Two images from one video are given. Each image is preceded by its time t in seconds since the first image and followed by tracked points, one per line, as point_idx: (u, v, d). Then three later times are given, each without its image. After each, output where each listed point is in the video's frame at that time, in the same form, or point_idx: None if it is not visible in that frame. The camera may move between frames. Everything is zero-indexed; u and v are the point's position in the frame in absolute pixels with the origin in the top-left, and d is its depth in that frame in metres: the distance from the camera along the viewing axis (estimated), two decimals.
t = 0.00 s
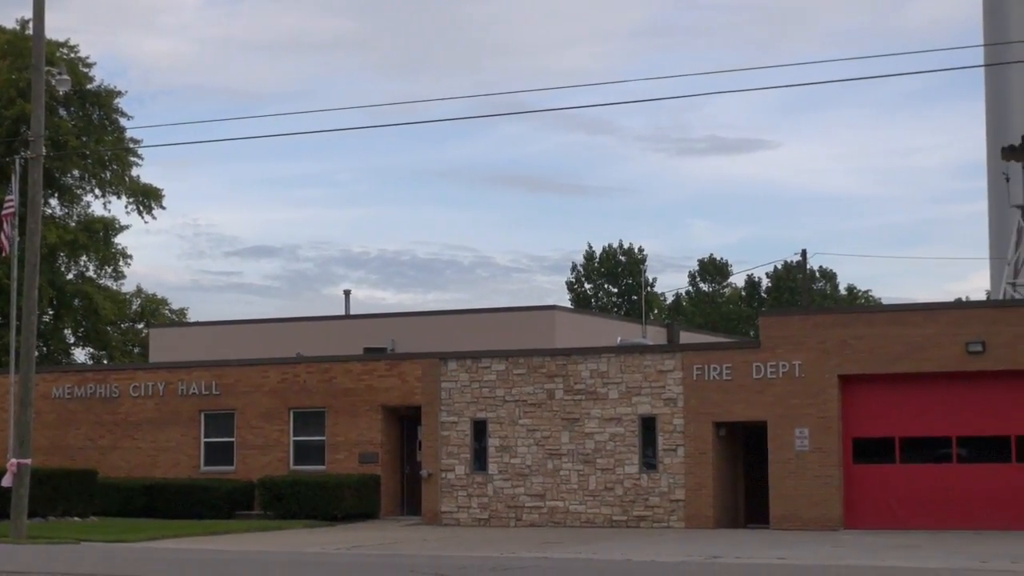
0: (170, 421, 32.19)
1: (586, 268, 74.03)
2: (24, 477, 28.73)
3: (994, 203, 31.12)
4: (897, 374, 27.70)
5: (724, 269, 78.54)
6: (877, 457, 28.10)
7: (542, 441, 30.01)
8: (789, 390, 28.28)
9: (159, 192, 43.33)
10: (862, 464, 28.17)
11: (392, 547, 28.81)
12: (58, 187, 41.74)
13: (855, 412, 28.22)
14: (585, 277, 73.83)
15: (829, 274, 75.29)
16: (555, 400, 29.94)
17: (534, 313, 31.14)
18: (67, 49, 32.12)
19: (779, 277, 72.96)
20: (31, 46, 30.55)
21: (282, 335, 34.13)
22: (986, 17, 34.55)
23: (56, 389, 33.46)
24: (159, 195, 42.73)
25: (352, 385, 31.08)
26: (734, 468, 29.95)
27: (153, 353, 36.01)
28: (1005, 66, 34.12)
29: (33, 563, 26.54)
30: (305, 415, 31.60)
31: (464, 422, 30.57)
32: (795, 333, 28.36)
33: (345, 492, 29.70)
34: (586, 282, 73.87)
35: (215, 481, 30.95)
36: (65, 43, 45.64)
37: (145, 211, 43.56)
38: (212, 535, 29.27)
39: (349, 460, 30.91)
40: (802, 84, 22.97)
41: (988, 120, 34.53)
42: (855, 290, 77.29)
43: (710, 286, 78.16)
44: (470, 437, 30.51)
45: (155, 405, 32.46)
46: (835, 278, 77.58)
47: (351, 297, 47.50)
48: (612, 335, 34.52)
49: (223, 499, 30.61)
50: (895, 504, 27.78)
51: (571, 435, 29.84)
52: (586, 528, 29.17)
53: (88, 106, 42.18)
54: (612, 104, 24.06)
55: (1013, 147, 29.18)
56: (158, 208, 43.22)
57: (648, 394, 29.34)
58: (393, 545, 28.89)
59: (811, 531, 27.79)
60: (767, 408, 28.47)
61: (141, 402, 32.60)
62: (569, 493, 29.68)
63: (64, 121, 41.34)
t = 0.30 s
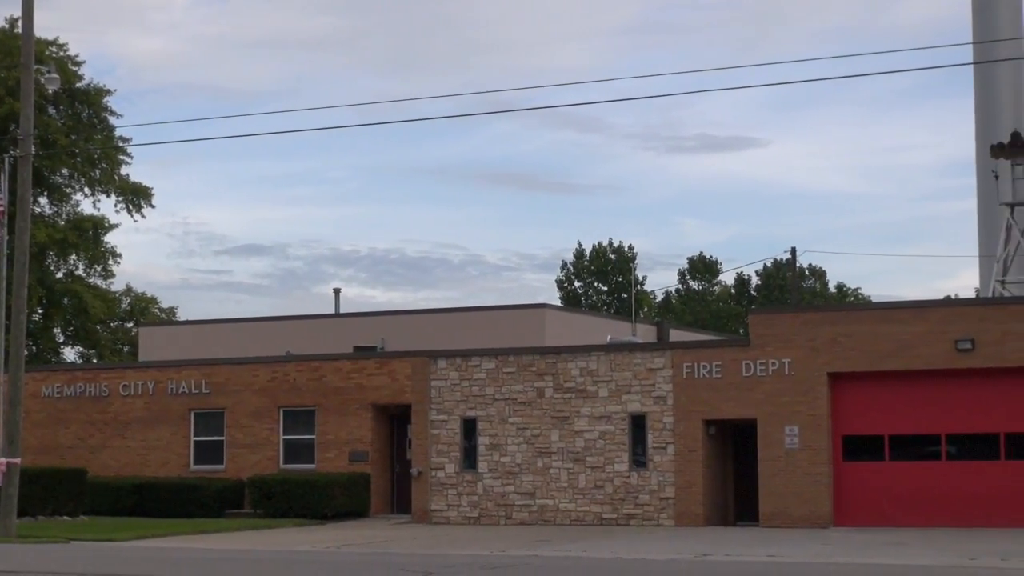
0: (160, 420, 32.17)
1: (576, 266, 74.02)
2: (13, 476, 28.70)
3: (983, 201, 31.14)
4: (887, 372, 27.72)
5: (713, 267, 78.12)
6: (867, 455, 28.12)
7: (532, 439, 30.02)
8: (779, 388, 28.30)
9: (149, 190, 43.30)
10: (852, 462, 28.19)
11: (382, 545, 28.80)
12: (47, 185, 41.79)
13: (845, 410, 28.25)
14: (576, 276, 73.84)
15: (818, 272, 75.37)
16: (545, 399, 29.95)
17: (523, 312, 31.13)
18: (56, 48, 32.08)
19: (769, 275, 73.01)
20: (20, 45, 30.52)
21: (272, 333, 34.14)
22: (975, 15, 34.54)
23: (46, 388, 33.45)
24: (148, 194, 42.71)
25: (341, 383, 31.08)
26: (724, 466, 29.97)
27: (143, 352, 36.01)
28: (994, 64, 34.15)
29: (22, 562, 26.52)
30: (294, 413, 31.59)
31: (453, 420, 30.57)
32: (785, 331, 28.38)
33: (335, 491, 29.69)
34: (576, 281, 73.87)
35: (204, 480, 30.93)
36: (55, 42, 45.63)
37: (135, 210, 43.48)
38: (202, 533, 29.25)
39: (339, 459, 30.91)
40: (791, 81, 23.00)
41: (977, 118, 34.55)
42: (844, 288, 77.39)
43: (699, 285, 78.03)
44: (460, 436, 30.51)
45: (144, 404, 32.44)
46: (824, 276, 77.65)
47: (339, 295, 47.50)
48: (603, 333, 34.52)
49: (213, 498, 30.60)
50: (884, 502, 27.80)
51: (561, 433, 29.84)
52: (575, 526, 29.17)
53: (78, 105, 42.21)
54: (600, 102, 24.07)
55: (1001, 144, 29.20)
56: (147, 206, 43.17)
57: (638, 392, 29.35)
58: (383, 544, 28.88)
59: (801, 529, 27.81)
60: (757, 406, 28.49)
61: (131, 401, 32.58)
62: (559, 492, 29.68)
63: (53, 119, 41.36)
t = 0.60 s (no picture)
0: (147, 419, 32.12)
1: (562, 264, 74.02)
2: None
3: (969, 198, 31.18)
4: (874, 370, 27.75)
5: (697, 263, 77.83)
6: (854, 453, 28.14)
7: (519, 438, 30.02)
8: (766, 386, 28.32)
9: (135, 188, 43.22)
10: (839, 460, 28.22)
11: (369, 544, 28.78)
12: (33, 184, 41.78)
13: (832, 408, 28.27)
14: (562, 273, 73.83)
15: (804, 269, 75.53)
16: (532, 397, 29.95)
17: (510, 310, 31.14)
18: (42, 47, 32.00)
19: (755, 272, 73.12)
20: (6, 44, 30.43)
21: (259, 331, 34.14)
22: (961, 13, 34.57)
23: (32, 387, 33.39)
24: (134, 192, 42.65)
25: (328, 382, 31.06)
26: (711, 464, 29.98)
27: (130, 351, 36.00)
28: (979, 62, 34.20)
29: (8, 563, 26.46)
30: (281, 412, 31.57)
31: (440, 418, 30.56)
32: (771, 328, 28.40)
33: (322, 489, 29.68)
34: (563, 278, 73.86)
35: (191, 479, 30.90)
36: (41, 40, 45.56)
37: (121, 209, 43.43)
38: (189, 533, 29.21)
39: (326, 458, 30.88)
40: (778, 79, 22.99)
41: (963, 115, 34.60)
42: (831, 285, 77.56)
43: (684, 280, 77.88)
44: (447, 434, 30.50)
45: (131, 403, 32.40)
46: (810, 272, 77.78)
47: (326, 294, 47.50)
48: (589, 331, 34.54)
49: (200, 497, 30.57)
50: (871, 499, 27.83)
51: (548, 431, 29.84)
52: (562, 524, 29.18)
53: (64, 103, 42.19)
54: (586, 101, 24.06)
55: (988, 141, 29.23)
56: (133, 204, 43.11)
57: (625, 390, 29.35)
58: (370, 542, 28.87)
59: (788, 526, 27.84)
60: (743, 404, 28.51)
61: (118, 400, 32.53)
62: (546, 490, 29.68)
63: (39, 118, 41.33)
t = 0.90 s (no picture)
0: (134, 419, 32.11)
1: (549, 263, 74.05)
2: None
3: (955, 197, 31.25)
4: (860, 369, 27.80)
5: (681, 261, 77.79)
6: (841, 452, 28.18)
7: (506, 436, 30.03)
8: (752, 385, 28.36)
9: (122, 188, 43.21)
10: (826, 459, 28.26)
11: (356, 543, 28.79)
12: (19, 183, 41.79)
13: (819, 407, 28.31)
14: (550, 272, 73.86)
15: (791, 268, 75.69)
16: (519, 396, 29.97)
17: (497, 309, 31.17)
18: (29, 46, 31.95)
19: (742, 271, 73.27)
20: None
21: (247, 330, 34.16)
22: (947, 12, 34.64)
23: (19, 386, 33.36)
24: (121, 191, 42.65)
25: (316, 381, 31.07)
26: (698, 462, 30.02)
27: (116, 350, 36.00)
28: (965, 61, 34.28)
29: None
30: (268, 411, 31.58)
31: (428, 418, 30.57)
32: (758, 327, 28.43)
33: (310, 488, 29.68)
34: (550, 278, 73.87)
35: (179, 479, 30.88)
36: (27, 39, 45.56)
37: (108, 208, 43.42)
38: (176, 532, 29.19)
39: (313, 457, 30.89)
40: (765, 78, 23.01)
41: (949, 114, 34.68)
42: (818, 284, 77.73)
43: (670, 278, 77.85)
44: (435, 433, 30.52)
45: (118, 403, 32.38)
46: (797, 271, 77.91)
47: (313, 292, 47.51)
48: (576, 330, 34.59)
49: (188, 497, 30.56)
50: (858, 497, 27.87)
51: (536, 430, 29.86)
52: (550, 523, 29.20)
53: (50, 102, 42.20)
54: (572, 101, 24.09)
55: (973, 140, 29.30)
56: (120, 204, 43.11)
57: (613, 388, 29.38)
58: (358, 541, 28.88)
59: (775, 525, 27.88)
60: (730, 403, 28.54)
61: (105, 400, 32.52)
62: (533, 489, 29.70)
63: (25, 117, 41.34)
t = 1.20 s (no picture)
0: (123, 418, 32.10)
1: (538, 262, 74.04)
2: None
3: (943, 196, 31.29)
4: (850, 367, 27.81)
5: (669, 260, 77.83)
6: (830, 451, 28.20)
7: (495, 435, 30.04)
8: (741, 383, 28.38)
9: (111, 186, 43.23)
10: (815, 458, 28.27)
11: (346, 542, 28.78)
12: (8, 182, 41.80)
13: (807, 406, 28.33)
14: (539, 271, 73.84)
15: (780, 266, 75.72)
16: (508, 394, 29.98)
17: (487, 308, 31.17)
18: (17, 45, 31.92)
19: (731, 269, 73.40)
20: None
21: (237, 328, 34.18)
22: (936, 11, 34.67)
23: (8, 385, 33.33)
24: (110, 190, 42.66)
25: (305, 380, 31.07)
26: (687, 461, 30.04)
27: (105, 350, 35.97)
28: (953, 59, 34.32)
29: None
30: (258, 410, 31.58)
31: (417, 416, 30.57)
32: (747, 326, 28.44)
33: (299, 487, 29.68)
34: (540, 276, 73.87)
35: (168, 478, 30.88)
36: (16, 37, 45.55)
37: (98, 207, 43.47)
38: (166, 531, 29.18)
39: (303, 456, 30.88)
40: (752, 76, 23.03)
41: (937, 112, 34.74)
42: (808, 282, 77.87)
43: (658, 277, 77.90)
44: (424, 432, 30.52)
45: (107, 401, 32.37)
46: (786, 270, 77.98)
47: (302, 291, 47.55)
48: (564, 329, 34.61)
49: (177, 495, 30.55)
50: (847, 496, 27.89)
51: (525, 429, 29.87)
52: (539, 522, 29.21)
53: (39, 101, 42.21)
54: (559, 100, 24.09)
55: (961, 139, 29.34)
56: (109, 203, 43.12)
57: (602, 387, 29.39)
58: (347, 540, 28.88)
59: (764, 523, 27.89)
60: (719, 402, 28.56)
61: (94, 399, 32.50)
62: (522, 487, 29.72)
63: (14, 116, 41.35)
